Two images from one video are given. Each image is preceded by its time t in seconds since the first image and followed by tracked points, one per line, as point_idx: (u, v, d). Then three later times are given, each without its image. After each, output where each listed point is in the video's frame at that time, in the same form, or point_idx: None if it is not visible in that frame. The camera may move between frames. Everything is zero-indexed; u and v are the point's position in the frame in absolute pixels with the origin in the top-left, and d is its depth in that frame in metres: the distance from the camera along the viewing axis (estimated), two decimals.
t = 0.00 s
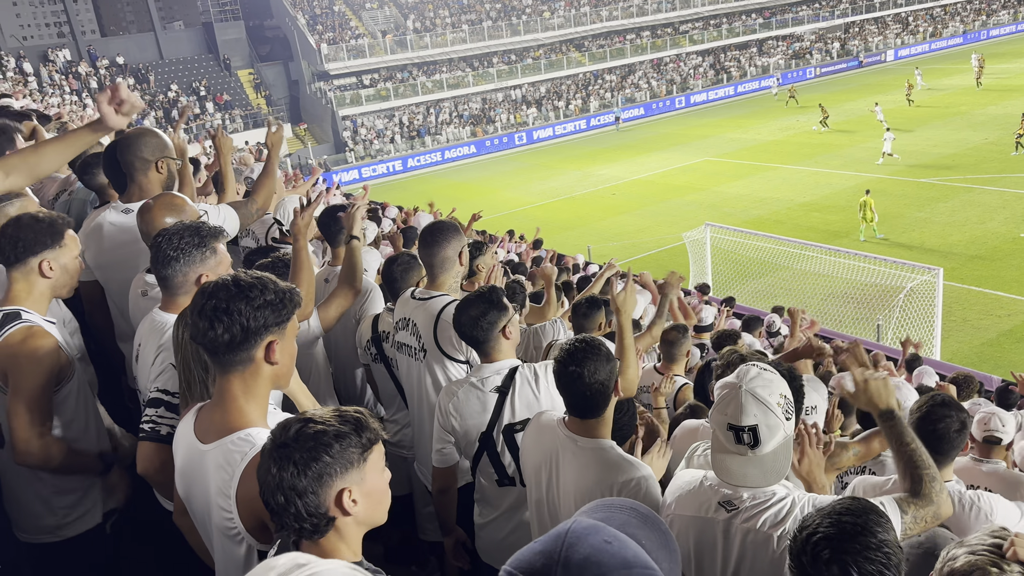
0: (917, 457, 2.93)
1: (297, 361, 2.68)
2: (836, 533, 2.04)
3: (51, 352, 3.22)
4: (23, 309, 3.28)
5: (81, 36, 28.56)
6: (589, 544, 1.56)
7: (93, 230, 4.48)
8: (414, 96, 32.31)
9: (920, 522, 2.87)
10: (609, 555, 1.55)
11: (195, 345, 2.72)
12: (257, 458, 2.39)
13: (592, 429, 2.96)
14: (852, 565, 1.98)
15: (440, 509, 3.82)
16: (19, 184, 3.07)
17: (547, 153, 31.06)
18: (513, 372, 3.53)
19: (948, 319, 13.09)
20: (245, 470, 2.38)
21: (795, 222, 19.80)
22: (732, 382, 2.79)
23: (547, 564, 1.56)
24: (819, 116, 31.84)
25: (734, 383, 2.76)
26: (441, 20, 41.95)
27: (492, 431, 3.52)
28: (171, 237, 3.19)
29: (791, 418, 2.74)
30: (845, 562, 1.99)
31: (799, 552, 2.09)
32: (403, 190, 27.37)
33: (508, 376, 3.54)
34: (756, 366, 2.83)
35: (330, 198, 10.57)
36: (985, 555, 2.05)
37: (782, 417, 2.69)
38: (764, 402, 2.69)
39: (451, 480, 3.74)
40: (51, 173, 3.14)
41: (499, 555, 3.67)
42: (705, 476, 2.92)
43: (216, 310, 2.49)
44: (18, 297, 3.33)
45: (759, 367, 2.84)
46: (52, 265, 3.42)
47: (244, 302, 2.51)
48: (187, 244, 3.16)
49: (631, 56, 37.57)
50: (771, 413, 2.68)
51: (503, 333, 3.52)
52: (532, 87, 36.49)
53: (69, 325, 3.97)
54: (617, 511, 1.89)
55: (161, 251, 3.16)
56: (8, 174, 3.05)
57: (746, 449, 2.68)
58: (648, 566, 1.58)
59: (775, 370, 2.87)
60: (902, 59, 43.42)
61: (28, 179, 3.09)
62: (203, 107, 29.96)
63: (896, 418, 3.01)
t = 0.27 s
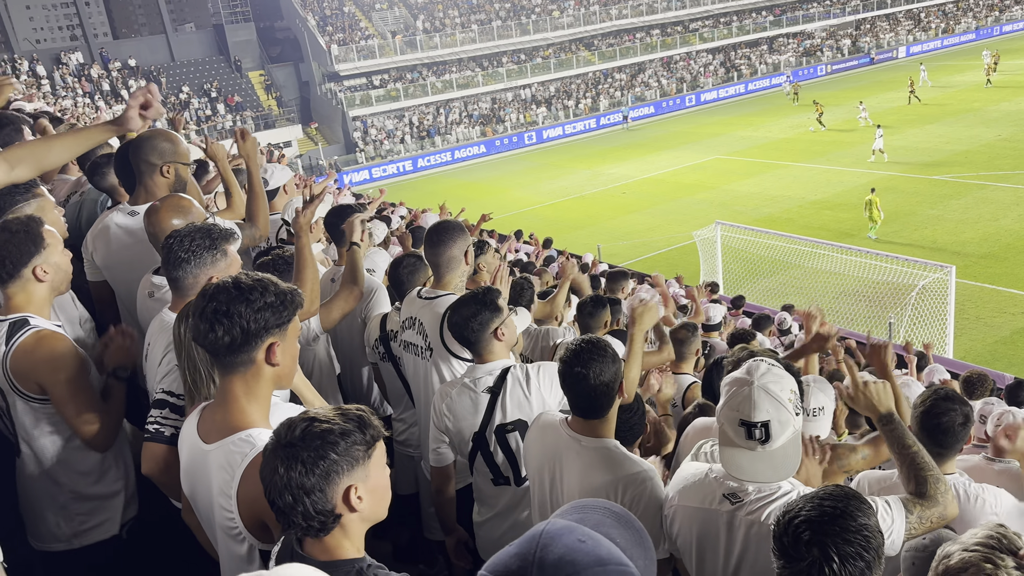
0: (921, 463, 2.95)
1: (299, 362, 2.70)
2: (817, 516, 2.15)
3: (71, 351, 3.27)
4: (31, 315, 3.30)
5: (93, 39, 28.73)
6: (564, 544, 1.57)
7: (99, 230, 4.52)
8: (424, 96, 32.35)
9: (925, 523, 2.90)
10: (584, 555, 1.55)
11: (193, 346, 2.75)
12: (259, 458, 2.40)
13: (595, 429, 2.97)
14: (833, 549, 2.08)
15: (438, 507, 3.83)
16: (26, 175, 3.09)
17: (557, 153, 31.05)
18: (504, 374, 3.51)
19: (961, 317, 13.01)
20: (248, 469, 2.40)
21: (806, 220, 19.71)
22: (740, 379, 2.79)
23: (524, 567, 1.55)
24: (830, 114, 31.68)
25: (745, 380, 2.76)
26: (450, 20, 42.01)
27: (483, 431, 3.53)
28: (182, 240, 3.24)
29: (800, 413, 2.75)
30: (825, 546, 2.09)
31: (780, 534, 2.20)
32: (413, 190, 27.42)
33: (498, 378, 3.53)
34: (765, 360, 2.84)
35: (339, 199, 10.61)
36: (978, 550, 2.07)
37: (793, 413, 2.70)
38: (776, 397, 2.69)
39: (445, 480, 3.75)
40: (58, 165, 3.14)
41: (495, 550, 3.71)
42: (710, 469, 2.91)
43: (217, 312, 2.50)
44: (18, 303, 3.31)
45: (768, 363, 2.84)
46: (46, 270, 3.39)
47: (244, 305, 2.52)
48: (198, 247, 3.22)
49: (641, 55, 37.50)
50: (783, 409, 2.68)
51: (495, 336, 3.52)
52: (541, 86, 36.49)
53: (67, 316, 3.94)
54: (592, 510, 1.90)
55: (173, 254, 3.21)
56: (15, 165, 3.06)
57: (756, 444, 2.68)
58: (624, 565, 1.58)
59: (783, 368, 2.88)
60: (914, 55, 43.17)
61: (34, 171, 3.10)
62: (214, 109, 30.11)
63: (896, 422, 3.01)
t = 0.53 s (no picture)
0: (934, 443, 2.94)
1: (298, 364, 2.71)
2: (806, 502, 2.18)
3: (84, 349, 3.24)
4: (38, 321, 3.28)
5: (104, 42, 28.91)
6: (541, 551, 1.53)
7: (105, 233, 4.54)
8: (433, 96, 32.37)
9: (941, 508, 2.87)
10: (560, 562, 1.51)
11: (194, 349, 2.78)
12: (257, 459, 2.41)
13: (595, 428, 2.97)
14: (819, 536, 2.11)
15: (440, 505, 3.84)
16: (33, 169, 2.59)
17: (566, 152, 31.02)
18: (498, 374, 3.51)
19: (972, 315, 12.92)
20: (246, 470, 2.41)
21: (817, 218, 19.62)
22: (749, 377, 2.80)
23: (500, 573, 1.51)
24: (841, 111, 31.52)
25: (753, 377, 2.78)
26: (458, 20, 42.05)
27: (479, 430, 3.54)
28: (192, 243, 3.25)
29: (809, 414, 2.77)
30: (811, 532, 2.12)
31: (773, 520, 2.23)
32: (422, 190, 27.46)
33: (495, 377, 3.53)
34: (776, 360, 2.85)
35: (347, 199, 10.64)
36: (970, 550, 2.06)
37: (801, 412, 2.72)
38: (783, 395, 2.71)
39: (444, 477, 3.76)
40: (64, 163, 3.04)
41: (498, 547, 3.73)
42: (720, 474, 2.90)
43: (214, 315, 2.51)
44: (20, 312, 3.27)
45: (777, 362, 2.84)
46: (44, 279, 3.34)
47: (241, 307, 2.53)
48: (209, 250, 3.23)
49: (650, 53, 37.42)
50: (790, 407, 2.71)
51: (495, 335, 3.52)
52: (550, 85, 36.46)
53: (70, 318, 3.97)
54: (576, 518, 1.90)
55: (184, 257, 3.22)
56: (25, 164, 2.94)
57: (762, 443, 2.69)
58: (601, 570, 1.54)
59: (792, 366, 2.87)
60: (925, 51, 42.89)
61: (40, 163, 2.60)
62: (224, 110, 30.25)
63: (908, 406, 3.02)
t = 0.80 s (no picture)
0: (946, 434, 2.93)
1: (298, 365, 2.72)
2: (810, 494, 2.18)
3: (82, 351, 3.24)
4: (39, 322, 3.28)
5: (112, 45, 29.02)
6: (536, 557, 1.52)
7: (112, 235, 4.56)
8: (440, 97, 32.38)
9: (955, 498, 2.91)
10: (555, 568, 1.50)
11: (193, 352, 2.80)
12: (258, 459, 2.42)
13: (595, 425, 2.97)
14: (821, 525, 2.10)
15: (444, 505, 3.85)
16: (44, 180, 3.09)
17: (574, 151, 31.00)
18: (501, 371, 3.51)
19: (983, 313, 12.85)
20: (246, 471, 2.41)
21: (825, 216, 19.55)
22: (763, 381, 2.77)
23: None
24: (849, 108, 31.39)
25: (767, 383, 2.75)
26: (465, 20, 42.09)
27: (482, 427, 3.55)
28: (206, 246, 3.27)
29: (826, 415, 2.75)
30: (813, 522, 2.11)
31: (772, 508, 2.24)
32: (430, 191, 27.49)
33: (497, 375, 3.53)
34: (788, 362, 2.82)
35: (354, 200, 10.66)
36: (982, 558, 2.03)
37: (819, 414, 2.70)
38: (800, 400, 2.69)
39: (449, 474, 3.77)
40: (75, 168, 3.11)
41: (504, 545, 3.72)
42: (732, 471, 2.90)
43: (213, 317, 2.52)
44: (21, 313, 3.27)
45: (790, 364, 2.82)
46: (44, 280, 3.32)
47: (240, 309, 2.53)
48: (223, 254, 3.25)
49: (657, 52, 37.34)
50: (808, 411, 2.68)
51: (498, 336, 3.52)
52: (557, 85, 36.43)
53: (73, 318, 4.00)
54: (578, 519, 1.89)
55: (197, 260, 3.23)
56: (31, 171, 3.06)
57: (782, 448, 2.68)
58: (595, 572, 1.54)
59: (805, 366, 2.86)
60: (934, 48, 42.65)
61: (51, 175, 3.09)
62: (232, 112, 30.35)
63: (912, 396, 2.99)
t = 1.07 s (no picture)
0: (959, 433, 2.91)
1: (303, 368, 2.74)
2: (843, 503, 2.20)
3: (86, 352, 3.27)
4: (47, 320, 3.31)
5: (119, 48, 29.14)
6: (551, 559, 1.53)
7: (123, 236, 4.60)
8: (445, 98, 32.43)
9: (968, 498, 2.88)
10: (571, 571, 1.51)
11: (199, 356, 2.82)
12: (264, 462, 2.44)
13: (595, 423, 2.98)
14: (854, 536, 2.11)
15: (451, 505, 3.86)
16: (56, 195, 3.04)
17: (580, 151, 31.00)
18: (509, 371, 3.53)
19: (991, 311, 12.80)
20: (252, 473, 2.43)
21: (832, 214, 19.51)
22: (775, 384, 2.77)
23: None
24: (856, 106, 31.31)
25: (779, 387, 2.75)
26: (470, 22, 42.16)
27: (492, 427, 3.56)
28: (215, 248, 3.29)
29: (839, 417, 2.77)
30: (846, 532, 2.12)
31: (805, 518, 2.24)
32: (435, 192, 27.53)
33: (505, 374, 3.55)
34: (799, 364, 2.81)
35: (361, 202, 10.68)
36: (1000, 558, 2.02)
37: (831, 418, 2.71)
38: (814, 406, 2.69)
39: (457, 474, 3.78)
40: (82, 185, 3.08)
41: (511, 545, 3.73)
42: (745, 472, 2.92)
43: (219, 320, 2.54)
44: (30, 312, 3.30)
45: (802, 367, 2.81)
46: (50, 278, 3.32)
47: (246, 312, 2.55)
48: (231, 254, 3.27)
49: (663, 51, 37.33)
50: (822, 416, 2.69)
51: (508, 336, 3.54)
52: (562, 85, 36.43)
53: (83, 319, 4.03)
54: (597, 520, 1.89)
55: (205, 262, 3.25)
56: (44, 186, 3.00)
57: (795, 451, 2.68)
58: None
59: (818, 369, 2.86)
60: (940, 45, 42.49)
61: (63, 191, 3.05)
62: (239, 115, 30.46)
63: (930, 394, 3.00)
